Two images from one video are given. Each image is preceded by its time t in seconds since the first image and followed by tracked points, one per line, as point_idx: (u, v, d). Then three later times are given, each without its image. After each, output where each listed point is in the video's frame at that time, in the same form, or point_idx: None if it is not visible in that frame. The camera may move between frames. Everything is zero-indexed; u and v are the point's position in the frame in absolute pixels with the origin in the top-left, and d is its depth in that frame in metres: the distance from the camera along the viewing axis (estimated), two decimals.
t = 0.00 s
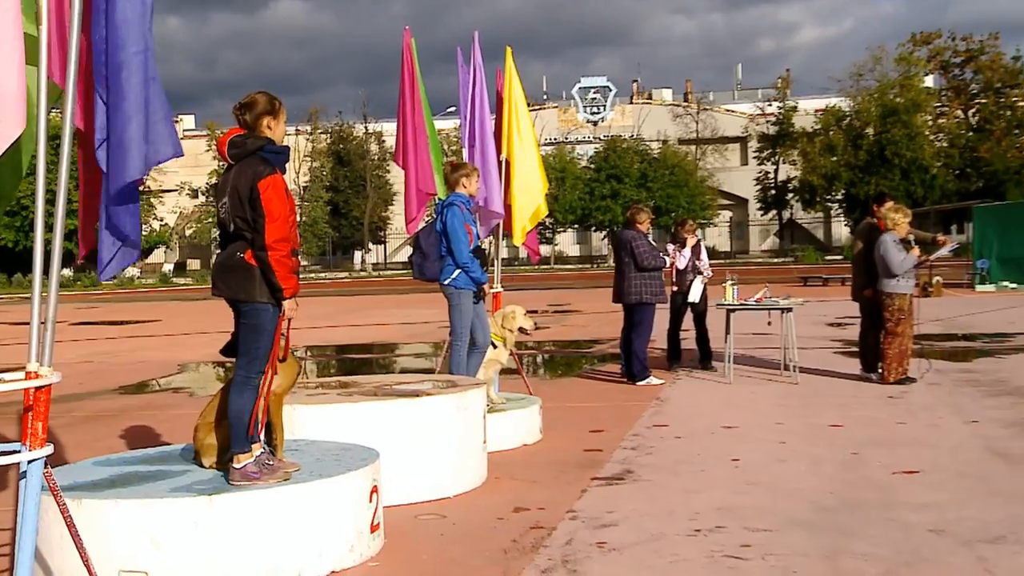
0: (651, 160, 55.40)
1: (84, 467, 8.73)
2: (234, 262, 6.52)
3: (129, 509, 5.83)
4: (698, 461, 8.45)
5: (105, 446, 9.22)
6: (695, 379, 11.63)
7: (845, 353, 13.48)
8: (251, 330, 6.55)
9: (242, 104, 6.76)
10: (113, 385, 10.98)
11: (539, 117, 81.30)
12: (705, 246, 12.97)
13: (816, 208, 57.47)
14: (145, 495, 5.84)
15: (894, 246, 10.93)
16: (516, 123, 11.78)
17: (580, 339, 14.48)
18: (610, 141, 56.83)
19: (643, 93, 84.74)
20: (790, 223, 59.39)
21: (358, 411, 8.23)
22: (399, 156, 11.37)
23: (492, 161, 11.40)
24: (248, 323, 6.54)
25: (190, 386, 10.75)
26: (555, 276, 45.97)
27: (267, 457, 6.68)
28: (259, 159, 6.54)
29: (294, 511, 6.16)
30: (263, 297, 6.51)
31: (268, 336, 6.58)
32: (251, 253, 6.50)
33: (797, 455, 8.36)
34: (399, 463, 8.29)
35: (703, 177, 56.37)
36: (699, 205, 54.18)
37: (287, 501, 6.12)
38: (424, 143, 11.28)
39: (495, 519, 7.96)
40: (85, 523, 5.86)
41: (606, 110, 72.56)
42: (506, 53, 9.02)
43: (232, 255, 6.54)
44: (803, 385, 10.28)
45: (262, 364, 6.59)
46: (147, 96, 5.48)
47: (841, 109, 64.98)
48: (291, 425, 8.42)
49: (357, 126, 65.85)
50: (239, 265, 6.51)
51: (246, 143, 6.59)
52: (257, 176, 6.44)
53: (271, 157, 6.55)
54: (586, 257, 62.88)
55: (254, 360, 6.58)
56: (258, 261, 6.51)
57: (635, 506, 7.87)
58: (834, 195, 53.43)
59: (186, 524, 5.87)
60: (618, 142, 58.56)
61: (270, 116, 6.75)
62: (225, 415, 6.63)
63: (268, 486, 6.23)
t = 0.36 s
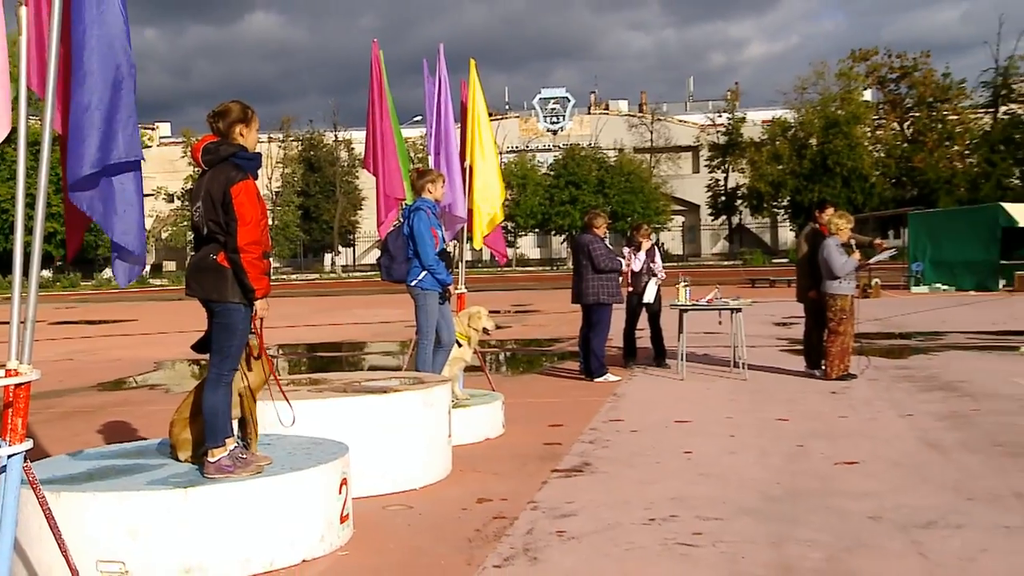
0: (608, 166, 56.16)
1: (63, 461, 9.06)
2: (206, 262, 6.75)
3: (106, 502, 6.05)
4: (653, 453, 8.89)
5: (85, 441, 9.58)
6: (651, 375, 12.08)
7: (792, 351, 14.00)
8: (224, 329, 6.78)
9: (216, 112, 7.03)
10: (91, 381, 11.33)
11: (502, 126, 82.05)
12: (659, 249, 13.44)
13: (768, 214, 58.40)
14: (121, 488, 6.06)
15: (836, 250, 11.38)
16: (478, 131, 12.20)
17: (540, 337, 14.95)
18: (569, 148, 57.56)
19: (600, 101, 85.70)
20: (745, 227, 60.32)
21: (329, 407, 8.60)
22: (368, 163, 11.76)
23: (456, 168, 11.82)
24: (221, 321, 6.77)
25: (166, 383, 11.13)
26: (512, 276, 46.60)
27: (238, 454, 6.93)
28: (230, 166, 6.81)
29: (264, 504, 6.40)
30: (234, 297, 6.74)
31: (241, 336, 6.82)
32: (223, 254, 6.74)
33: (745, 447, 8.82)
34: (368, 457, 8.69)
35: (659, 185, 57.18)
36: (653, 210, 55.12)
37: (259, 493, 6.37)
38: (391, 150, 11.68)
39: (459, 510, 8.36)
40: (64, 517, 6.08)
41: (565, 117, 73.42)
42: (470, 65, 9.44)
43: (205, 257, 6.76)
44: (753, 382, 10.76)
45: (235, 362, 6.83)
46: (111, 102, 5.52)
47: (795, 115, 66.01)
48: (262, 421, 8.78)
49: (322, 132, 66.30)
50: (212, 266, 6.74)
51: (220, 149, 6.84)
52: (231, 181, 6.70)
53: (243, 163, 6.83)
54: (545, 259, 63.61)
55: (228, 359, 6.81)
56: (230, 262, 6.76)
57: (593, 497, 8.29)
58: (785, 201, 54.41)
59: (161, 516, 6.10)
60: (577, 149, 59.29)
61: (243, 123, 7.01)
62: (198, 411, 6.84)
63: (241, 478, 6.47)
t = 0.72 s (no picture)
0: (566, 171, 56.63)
1: (42, 454, 9.41)
2: (180, 263, 7.02)
3: (81, 492, 6.33)
4: (606, 445, 9.36)
5: (63, 433, 9.96)
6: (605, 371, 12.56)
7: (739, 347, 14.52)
8: (197, 327, 7.04)
9: (197, 116, 7.34)
10: (67, 377, 11.70)
11: (462, 132, 82.55)
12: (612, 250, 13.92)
13: (717, 217, 59.09)
14: (96, 479, 6.35)
15: (781, 251, 11.85)
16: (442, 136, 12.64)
17: (499, 334, 15.41)
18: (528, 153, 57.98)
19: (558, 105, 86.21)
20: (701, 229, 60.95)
21: (297, 402, 9.00)
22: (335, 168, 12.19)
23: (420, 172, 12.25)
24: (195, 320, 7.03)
25: (140, 378, 11.51)
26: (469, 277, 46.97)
27: (208, 448, 7.21)
28: (204, 169, 7.11)
29: (235, 492, 6.71)
30: (207, 295, 7.01)
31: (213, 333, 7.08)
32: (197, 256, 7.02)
33: (694, 438, 9.30)
34: (335, 450, 9.10)
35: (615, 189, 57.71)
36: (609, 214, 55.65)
37: (229, 483, 6.69)
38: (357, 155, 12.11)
39: (422, 499, 8.79)
40: (40, 508, 6.34)
41: (523, 121, 73.88)
42: (433, 74, 9.87)
43: (179, 259, 7.04)
44: (702, 377, 11.25)
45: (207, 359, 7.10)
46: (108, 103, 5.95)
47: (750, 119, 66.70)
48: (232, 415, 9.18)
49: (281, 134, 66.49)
50: (186, 267, 7.02)
51: (193, 153, 7.15)
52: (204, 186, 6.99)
53: (215, 168, 7.13)
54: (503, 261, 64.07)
55: (200, 356, 7.07)
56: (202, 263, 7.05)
57: (550, 486, 8.73)
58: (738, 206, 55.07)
59: (135, 505, 6.40)
60: (534, 154, 59.83)
61: (221, 130, 7.33)
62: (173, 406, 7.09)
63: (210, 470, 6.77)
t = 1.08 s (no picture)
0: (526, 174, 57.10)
1: (22, 447, 9.78)
2: (156, 264, 7.15)
3: (56, 484, 6.45)
4: (563, 436, 9.83)
5: (42, 427, 10.34)
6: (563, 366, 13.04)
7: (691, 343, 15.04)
8: (173, 325, 7.18)
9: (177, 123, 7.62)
10: (44, 373, 12.07)
11: (424, 139, 82.98)
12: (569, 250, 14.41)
13: (669, 219, 59.90)
14: (71, 471, 6.46)
15: (728, 252, 12.37)
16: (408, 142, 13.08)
17: (461, 331, 15.87)
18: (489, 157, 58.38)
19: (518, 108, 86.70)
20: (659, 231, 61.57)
21: (267, 396, 9.39)
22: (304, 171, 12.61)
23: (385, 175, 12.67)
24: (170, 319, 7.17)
25: (115, 374, 11.90)
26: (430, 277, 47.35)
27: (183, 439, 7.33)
28: (179, 172, 7.26)
29: (208, 482, 6.84)
30: (183, 295, 7.15)
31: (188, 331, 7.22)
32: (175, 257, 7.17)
33: (646, 430, 9.78)
34: (304, 442, 9.50)
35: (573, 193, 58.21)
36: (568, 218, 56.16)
37: (203, 473, 6.81)
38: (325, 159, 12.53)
39: (388, 489, 9.22)
40: (17, 499, 6.46)
41: (484, 125, 74.33)
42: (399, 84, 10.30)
43: (156, 259, 7.17)
44: (654, 373, 11.75)
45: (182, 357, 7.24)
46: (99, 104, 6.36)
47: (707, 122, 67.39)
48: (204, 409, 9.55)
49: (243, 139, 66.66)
50: (162, 267, 7.15)
51: (170, 155, 7.27)
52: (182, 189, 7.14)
53: (192, 170, 7.26)
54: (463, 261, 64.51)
55: (176, 353, 7.20)
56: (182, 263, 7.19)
57: (510, 476, 9.18)
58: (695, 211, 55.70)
59: (110, 496, 6.53)
60: (496, 160, 60.42)
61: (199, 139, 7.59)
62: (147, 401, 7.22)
63: (184, 461, 6.90)
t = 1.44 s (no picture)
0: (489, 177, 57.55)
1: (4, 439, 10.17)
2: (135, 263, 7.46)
3: (36, 476, 6.75)
4: (524, 428, 10.30)
5: (25, 420, 10.74)
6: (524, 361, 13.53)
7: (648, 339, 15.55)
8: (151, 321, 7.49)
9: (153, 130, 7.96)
10: (24, 369, 12.46)
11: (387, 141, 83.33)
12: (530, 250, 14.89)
13: (628, 221, 60.50)
14: (51, 462, 6.77)
15: (681, 252, 12.94)
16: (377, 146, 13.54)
17: (426, 328, 16.33)
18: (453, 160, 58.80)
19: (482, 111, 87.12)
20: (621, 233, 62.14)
21: (239, 390, 9.80)
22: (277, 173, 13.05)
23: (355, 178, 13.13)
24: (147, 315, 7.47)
25: (93, 369, 12.31)
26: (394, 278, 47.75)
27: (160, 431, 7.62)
28: (159, 176, 7.64)
29: (184, 472, 7.16)
30: (161, 292, 7.47)
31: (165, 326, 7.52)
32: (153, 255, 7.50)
33: (603, 422, 10.27)
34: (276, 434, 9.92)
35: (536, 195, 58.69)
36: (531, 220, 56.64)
37: (178, 463, 7.13)
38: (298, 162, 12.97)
39: (357, 479, 9.67)
40: None
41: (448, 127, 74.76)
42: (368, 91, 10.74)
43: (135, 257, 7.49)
44: (612, 367, 12.24)
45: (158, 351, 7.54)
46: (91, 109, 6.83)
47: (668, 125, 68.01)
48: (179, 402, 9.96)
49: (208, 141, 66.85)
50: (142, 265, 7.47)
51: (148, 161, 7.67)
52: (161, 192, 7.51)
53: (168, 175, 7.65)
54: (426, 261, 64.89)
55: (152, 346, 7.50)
56: (162, 264, 7.52)
57: (474, 466, 9.65)
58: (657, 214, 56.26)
59: (89, 486, 6.83)
60: (459, 164, 60.95)
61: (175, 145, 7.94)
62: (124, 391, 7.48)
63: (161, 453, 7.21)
